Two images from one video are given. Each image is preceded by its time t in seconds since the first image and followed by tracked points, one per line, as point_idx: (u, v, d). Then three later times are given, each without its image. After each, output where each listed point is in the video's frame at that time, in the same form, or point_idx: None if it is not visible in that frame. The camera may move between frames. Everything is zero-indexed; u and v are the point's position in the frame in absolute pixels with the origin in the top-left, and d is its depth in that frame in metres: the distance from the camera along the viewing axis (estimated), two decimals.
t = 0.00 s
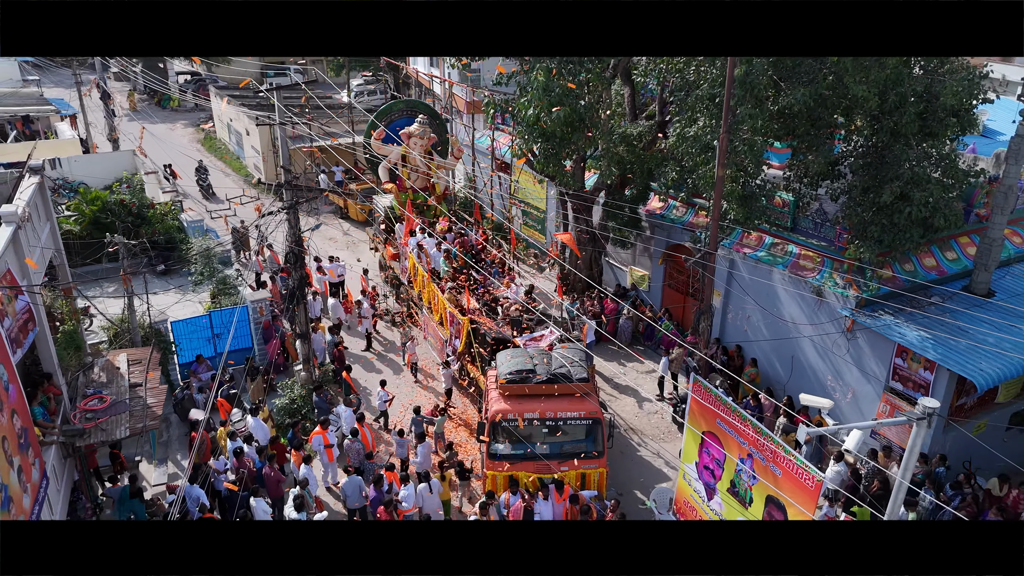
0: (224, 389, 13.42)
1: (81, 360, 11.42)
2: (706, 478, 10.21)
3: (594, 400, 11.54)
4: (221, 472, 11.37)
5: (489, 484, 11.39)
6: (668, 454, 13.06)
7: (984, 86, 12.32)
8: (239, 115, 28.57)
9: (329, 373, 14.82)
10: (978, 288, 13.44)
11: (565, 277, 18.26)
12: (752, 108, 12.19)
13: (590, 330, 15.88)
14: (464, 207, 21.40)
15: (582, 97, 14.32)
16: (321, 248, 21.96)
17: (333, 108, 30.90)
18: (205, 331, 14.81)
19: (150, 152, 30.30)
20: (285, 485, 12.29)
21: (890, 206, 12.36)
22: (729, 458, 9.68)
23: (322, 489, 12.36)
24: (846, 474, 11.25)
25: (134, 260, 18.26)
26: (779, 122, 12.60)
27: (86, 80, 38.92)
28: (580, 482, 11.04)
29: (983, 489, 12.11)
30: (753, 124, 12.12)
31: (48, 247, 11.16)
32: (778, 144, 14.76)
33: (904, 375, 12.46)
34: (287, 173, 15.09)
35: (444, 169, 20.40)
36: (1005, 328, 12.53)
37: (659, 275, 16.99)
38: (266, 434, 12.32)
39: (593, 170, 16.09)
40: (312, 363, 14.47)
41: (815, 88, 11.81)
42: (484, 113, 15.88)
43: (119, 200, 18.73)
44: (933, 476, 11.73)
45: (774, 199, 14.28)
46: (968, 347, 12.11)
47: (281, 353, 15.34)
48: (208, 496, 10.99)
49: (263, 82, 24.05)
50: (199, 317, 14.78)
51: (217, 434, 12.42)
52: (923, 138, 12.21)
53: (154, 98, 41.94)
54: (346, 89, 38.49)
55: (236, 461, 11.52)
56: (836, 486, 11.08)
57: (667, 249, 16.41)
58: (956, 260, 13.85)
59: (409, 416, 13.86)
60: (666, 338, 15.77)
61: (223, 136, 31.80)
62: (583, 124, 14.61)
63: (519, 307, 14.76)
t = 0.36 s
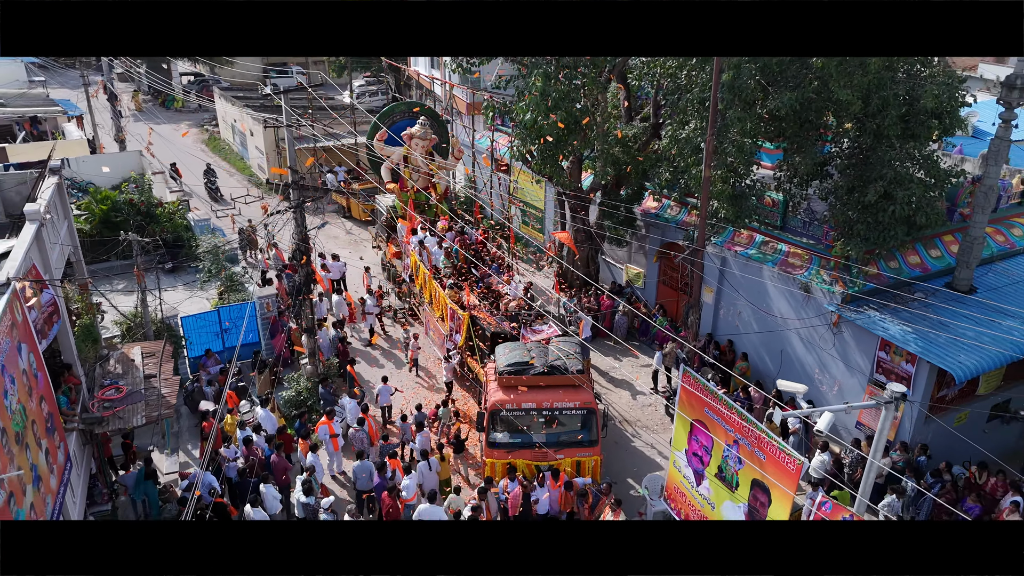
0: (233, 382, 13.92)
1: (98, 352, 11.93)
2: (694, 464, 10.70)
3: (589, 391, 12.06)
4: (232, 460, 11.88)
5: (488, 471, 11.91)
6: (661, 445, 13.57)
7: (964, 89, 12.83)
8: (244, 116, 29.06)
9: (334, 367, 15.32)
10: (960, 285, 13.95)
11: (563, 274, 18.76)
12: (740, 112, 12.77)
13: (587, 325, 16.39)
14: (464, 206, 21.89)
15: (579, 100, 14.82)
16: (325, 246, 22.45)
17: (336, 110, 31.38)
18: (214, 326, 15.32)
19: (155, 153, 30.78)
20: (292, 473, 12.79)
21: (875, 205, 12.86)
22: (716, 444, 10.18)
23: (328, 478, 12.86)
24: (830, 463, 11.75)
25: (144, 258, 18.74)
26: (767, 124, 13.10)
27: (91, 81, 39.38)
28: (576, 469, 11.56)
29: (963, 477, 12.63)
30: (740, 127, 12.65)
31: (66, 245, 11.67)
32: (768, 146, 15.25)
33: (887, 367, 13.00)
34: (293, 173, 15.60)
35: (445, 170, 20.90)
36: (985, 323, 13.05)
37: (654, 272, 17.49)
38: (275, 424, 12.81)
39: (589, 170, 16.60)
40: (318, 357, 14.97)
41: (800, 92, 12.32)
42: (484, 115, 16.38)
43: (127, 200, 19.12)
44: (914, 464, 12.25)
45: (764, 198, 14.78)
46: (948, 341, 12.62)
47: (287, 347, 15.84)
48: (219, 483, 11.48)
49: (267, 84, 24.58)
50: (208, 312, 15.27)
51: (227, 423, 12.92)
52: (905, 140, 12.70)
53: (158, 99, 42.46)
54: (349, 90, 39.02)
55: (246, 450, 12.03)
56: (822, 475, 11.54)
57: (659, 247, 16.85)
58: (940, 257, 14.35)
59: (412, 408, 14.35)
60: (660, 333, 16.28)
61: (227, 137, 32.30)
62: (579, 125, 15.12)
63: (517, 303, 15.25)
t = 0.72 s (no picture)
0: (242, 374, 14.45)
1: (114, 345, 12.50)
2: (684, 451, 11.23)
3: (584, 382, 12.60)
4: (243, 448, 12.42)
5: (487, 458, 12.44)
6: (655, 436, 14.08)
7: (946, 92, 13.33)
8: (248, 117, 29.58)
9: (339, 361, 15.85)
10: (943, 281, 14.44)
11: (561, 272, 19.27)
12: (729, 115, 13.26)
13: (584, 320, 16.91)
14: (464, 206, 22.41)
15: (575, 104, 15.39)
16: (329, 245, 22.98)
17: (339, 110, 31.90)
18: (223, 322, 15.78)
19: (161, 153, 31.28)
20: (300, 461, 13.31)
21: (860, 204, 13.36)
22: (704, 432, 10.71)
23: (334, 466, 13.38)
24: (816, 451, 12.33)
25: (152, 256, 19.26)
26: (757, 127, 13.58)
27: (97, 82, 39.89)
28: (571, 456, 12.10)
29: (944, 465, 13.15)
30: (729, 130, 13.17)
31: (85, 242, 12.21)
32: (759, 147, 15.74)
33: (871, 361, 13.55)
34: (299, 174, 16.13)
35: (446, 170, 21.41)
36: (966, 318, 13.56)
37: (649, 270, 18.01)
38: (283, 414, 13.36)
39: (586, 171, 17.12)
40: (323, 351, 15.48)
41: (787, 96, 12.85)
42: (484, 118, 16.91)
43: (137, 199, 19.60)
44: (896, 453, 12.77)
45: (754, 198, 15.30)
46: (929, 335, 13.13)
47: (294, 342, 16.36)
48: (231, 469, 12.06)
49: (272, 85, 25.11)
50: (218, 308, 15.76)
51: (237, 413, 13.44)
52: (889, 142, 13.22)
53: (163, 99, 42.99)
54: (351, 91, 39.54)
55: (255, 438, 12.56)
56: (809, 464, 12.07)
57: (654, 245, 17.32)
58: (924, 255, 14.87)
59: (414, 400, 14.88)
60: (654, 328, 16.81)
61: (231, 137, 32.80)
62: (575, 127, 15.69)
63: (517, 299, 15.77)
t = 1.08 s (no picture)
0: (251, 368, 14.98)
1: (129, 339, 13.06)
2: (675, 439, 11.78)
3: (580, 374, 13.15)
4: (254, 438, 12.98)
5: (487, 447, 12.99)
6: (649, 427, 14.61)
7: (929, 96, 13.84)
8: (253, 119, 30.12)
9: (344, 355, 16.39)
10: (927, 278, 14.91)
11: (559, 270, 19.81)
12: (719, 118, 13.75)
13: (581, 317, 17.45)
14: (465, 205, 22.94)
15: (571, 108, 15.98)
16: (333, 243, 23.53)
17: (342, 112, 32.43)
18: (232, 317, 16.27)
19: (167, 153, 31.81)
20: (307, 451, 13.85)
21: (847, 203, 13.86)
22: (693, 420, 11.25)
23: (340, 456, 13.91)
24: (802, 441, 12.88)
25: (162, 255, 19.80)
26: (747, 129, 14.08)
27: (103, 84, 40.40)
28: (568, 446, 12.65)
29: (926, 455, 13.67)
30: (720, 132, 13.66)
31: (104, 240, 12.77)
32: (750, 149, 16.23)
33: (857, 354, 14.10)
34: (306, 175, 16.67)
35: (447, 171, 21.95)
36: (948, 314, 14.09)
37: (644, 268, 18.55)
38: (291, 406, 13.91)
39: (583, 171, 17.65)
40: (329, 346, 16.02)
41: (775, 100, 13.33)
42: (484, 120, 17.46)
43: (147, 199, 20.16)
44: (880, 443, 13.31)
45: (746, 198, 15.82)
46: (913, 329, 13.64)
47: (300, 337, 16.88)
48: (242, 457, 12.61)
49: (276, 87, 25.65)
50: (227, 304, 16.28)
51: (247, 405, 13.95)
52: (874, 144, 13.73)
53: (167, 100, 43.60)
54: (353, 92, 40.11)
55: (265, 428, 13.10)
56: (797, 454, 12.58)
57: (649, 244, 17.81)
58: (910, 253, 15.39)
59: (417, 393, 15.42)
60: (649, 324, 17.36)
61: (236, 138, 33.34)
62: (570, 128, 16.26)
63: (516, 296, 16.30)
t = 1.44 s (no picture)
0: (259, 361, 15.51)
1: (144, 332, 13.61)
2: (666, 428, 12.32)
3: (576, 366, 13.69)
4: (263, 427, 13.52)
5: (487, 437, 13.54)
6: (644, 419, 15.14)
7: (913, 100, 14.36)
8: (258, 120, 30.65)
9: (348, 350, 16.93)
10: (912, 275, 15.45)
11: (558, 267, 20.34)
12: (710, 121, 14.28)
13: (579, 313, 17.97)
14: (466, 205, 23.47)
15: (568, 111, 16.58)
16: (337, 242, 24.08)
17: (346, 113, 32.97)
18: (240, 313, 16.82)
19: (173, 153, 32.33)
20: (314, 440, 14.39)
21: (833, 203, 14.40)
22: (683, 410, 11.79)
23: (345, 446, 14.45)
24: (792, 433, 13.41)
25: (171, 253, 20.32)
26: (737, 131, 14.61)
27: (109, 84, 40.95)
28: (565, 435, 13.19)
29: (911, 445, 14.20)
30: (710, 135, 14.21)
31: (121, 238, 13.36)
32: (741, 150, 16.75)
33: (844, 348, 14.66)
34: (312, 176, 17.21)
35: (448, 171, 22.47)
36: (932, 309, 14.61)
37: (640, 266, 19.08)
38: (298, 397, 14.45)
39: (581, 172, 18.17)
40: (335, 340, 16.55)
41: (764, 103, 13.84)
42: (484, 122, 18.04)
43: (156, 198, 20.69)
44: (865, 433, 13.85)
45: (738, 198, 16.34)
46: (897, 324, 14.16)
47: (306, 332, 17.41)
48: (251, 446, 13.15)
49: (281, 89, 26.20)
50: (235, 300, 16.82)
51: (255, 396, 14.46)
52: (859, 146, 14.27)
53: (172, 101, 44.18)
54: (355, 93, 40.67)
55: (274, 418, 13.65)
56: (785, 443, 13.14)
57: (644, 242, 18.34)
58: (896, 251, 15.91)
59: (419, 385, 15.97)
60: (645, 320, 17.90)
61: (240, 138, 33.90)
62: (567, 129, 16.81)
63: (515, 292, 16.83)
